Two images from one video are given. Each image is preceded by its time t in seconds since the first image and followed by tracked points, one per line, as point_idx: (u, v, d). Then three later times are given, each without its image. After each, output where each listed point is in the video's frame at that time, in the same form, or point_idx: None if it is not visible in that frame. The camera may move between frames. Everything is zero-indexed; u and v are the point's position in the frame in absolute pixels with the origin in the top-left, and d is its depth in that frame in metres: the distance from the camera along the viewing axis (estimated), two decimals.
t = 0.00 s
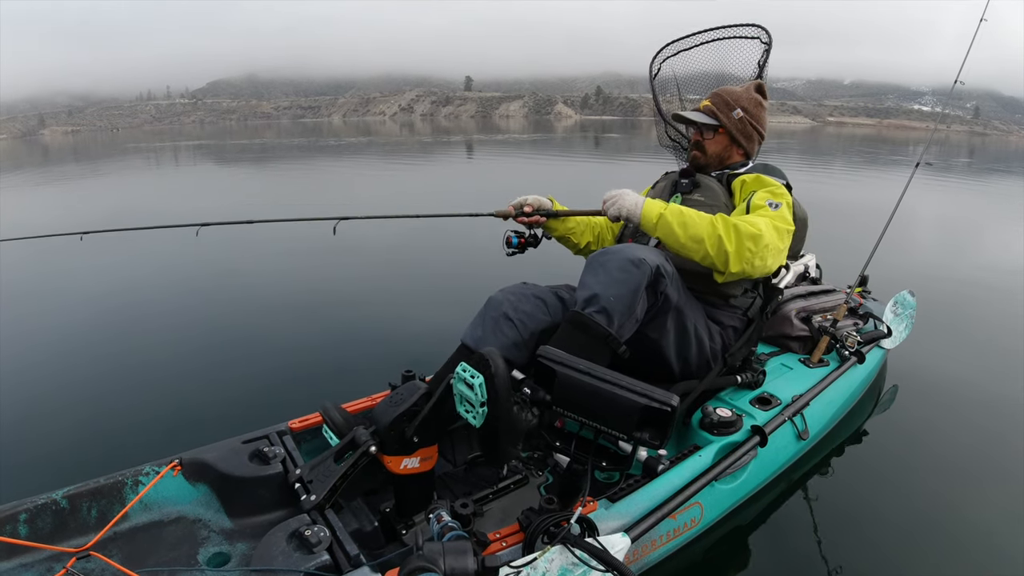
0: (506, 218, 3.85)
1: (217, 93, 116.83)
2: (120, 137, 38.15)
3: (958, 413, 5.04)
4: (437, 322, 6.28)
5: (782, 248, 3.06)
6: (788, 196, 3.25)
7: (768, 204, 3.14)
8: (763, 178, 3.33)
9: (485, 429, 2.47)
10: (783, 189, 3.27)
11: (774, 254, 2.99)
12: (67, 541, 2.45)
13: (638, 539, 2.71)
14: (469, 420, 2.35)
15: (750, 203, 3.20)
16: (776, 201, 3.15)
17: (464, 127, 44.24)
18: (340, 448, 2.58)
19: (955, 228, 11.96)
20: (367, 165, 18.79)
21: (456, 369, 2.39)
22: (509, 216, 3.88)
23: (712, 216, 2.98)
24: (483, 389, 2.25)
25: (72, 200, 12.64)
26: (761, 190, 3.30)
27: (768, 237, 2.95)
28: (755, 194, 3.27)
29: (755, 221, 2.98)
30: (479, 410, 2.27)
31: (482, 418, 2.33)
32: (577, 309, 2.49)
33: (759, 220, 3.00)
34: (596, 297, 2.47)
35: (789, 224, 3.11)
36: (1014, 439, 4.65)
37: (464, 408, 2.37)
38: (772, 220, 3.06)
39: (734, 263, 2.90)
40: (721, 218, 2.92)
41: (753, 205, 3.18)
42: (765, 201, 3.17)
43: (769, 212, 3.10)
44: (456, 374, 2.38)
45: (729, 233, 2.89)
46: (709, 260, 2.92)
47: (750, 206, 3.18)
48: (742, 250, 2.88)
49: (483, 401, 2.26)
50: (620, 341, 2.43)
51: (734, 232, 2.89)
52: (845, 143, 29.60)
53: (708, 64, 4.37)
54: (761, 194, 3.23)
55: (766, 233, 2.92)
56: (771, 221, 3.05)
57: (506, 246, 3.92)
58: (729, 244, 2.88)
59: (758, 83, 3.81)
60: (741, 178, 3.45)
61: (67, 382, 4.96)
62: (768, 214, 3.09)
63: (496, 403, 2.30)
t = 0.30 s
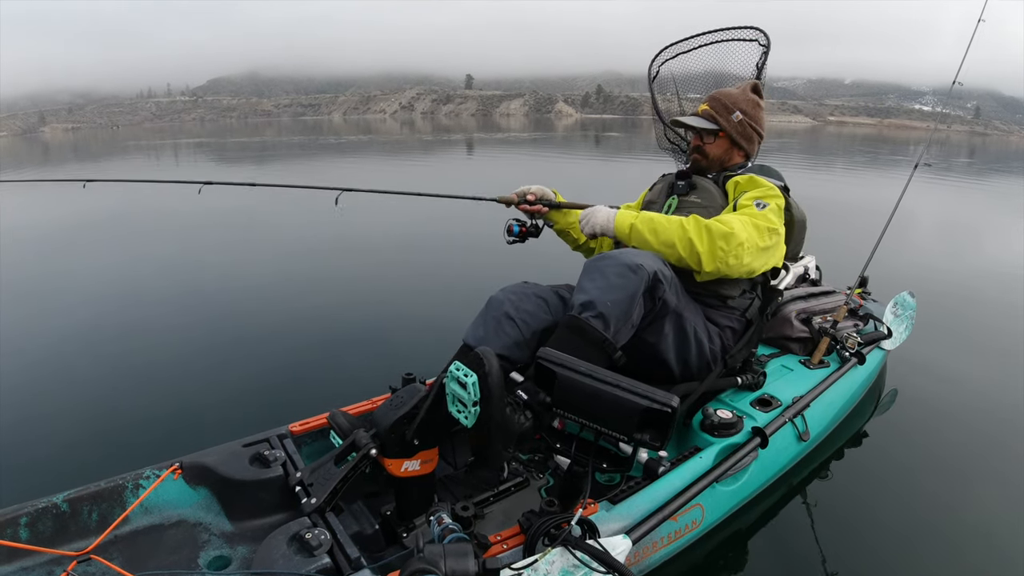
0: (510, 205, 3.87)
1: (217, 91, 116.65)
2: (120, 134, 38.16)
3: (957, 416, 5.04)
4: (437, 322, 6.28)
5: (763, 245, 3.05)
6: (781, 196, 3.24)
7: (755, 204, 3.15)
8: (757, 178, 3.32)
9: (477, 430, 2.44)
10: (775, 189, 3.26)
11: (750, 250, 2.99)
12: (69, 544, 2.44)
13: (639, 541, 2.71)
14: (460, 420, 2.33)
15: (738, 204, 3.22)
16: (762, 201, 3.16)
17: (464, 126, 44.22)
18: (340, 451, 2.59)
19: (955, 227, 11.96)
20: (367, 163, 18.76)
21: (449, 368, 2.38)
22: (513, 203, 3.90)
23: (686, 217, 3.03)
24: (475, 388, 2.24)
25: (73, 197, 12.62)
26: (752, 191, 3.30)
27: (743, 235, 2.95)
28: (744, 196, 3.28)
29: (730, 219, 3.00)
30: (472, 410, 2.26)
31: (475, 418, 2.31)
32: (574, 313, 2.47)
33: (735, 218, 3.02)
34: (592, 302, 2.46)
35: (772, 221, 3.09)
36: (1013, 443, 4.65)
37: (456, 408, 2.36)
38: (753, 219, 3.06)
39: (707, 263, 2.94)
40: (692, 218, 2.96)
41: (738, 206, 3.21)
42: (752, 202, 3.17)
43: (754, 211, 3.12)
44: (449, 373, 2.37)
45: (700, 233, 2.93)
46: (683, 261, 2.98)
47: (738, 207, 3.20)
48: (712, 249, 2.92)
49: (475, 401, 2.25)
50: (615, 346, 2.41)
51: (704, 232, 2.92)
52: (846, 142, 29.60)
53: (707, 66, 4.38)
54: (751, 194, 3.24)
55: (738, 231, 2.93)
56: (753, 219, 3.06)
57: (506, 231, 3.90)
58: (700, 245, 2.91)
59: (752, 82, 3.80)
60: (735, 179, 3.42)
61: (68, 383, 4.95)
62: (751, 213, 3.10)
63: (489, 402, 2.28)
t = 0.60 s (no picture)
0: (510, 211, 3.89)
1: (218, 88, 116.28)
2: (119, 130, 38.07)
3: (957, 418, 5.03)
4: (437, 322, 6.27)
5: (747, 243, 3.03)
6: (776, 196, 3.18)
7: (746, 203, 3.12)
8: (751, 177, 3.26)
9: (473, 432, 2.43)
10: (770, 188, 3.21)
11: (734, 249, 2.97)
12: (68, 545, 2.44)
13: (640, 542, 2.70)
14: (456, 420, 2.31)
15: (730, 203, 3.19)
16: (753, 200, 3.12)
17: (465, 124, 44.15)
18: (340, 452, 2.58)
19: (956, 227, 11.94)
20: (368, 161, 18.74)
21: (444, 368, 2.35)
22: (513, 209, 3.93)
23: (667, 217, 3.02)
24: (471, 389, 2.22)
25: (73, 194, 12.60)
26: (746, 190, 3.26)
27: (724, 233, 2.94)
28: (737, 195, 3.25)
29: (713, 218, 2.99)
30: (467, 410, 2.24)
31: (470, 419, 2.29)
32: (573, 315, 2.46)
33: (718, 217, 3.01)
34: (589, 305, 2.44)
35: (759, 220, 3.06)
36: (1013, 444, 4.64)
37: (451, 409, 2.33)
38: (739, 218, 3.04)
39: (688, 263, 2.94)
40: (671, 218, 2.96)
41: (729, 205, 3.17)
42: (743, 201, 3.14)
43: (743, 210, 3.09)
44: (444, 373, 2.34)
45: (679, 233, 2.93)
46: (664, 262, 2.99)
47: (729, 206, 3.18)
48: (691, 249, 2.92)
49: (471, 402, 2.23)
50: (614, 349, 2.39)
51: (683, 232, 2.92)
52: (847, 142, 29.57)
53: (706, 68, 4.37)
54: (745, 194, 3.19)
55: (719, 230, 2.92)
56: (738, 218, 3.04)
57: (506, 237, 3.86)
58: (680, 245, 2.92)
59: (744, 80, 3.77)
60: (729, 179, 3.37)
61: (68, 382, 4.95)
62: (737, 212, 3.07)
63: (484, 402, 2.26)
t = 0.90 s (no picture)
0: (511, 220, 3.90)
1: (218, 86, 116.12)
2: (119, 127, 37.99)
3: (957, 419, 5.03)
4: (436, 321, 6.27)
5: (739, 244, 3.02)
6: (773, 196, 3.15)
7: (741, 204, 3.11)
8: (748, 177, 3.25)
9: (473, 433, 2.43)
10: (765, 187, 3.18)
11: (725, 250, 2.97)
12: (68, 546, 2.44)
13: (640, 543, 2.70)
14: (455, 421, 2.31)
15: (724, 204, 3.19)
16: (749, 201, 3.11)
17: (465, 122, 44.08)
18: (340, 453, 2.58)
19: (956, 227, 11.93)
20: (368, 159, 18.69)
21: (444, 369, 2.35)
22: (514, 218, 3.95)
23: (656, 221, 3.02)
24: (471, 390, 2.22)
25: (73, 191, 12.58)
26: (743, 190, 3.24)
27: (714, 235, 2.93)
28: (733, 195, 3.23)
29: (704, 219, 2.98)
30: (467, 412, 2.24)
31: (470, 420, 2.29)
32: (573, 317, 2.45)
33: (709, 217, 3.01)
34: (590, 306, 2.44)
35: (751, 221, 3.06)
36: (1012, 445, 4.64)
37: (451, 410, 2.32)
38: (731, 218, 3.03)
39: (679, 266, 2.94)
40: (661, 222, 2.96)
41: (725, 206, 3.16)
42: (739, 202, 3.13)
43: (736, 210, 3.08)
44: (444, 374, 2.34)
45: (669, 235, 2.92)
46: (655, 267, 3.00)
47: (724, 206, 3.17)
48: (681, 252, 2.92)
49: (470, 403, 2.23)
50: (615, 351, 2.39)
51: (672, 234, 2.92)
52: (847, 140, 29.51)
53: (706, 68, 4.35)
54: (741, 194, 3.18)
55: (709, 232, 2.91)
56: (730, 218, 3.03)
57: (510, 246, 3.80)
58: (669, 249, 2.92)
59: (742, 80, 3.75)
60: (726, 179, 3.37)
61: (67, 382, 4.94)
62: (731, 212, 3.06)
63: (484, 403, 2.26)
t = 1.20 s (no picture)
0: (512, 220, 3.90)
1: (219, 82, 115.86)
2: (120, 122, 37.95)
3: (955, 418, 5.03)
4: (436, 319, 6.27)
5: (730, 242, 3.02)
6: (767, 195, 3.15)
7: (734, 203, 3.11)
8: (742, 176, 3.25)
9: (472, 431, 2.43)
10: (760, 186, 3.17)
11: (714, 248, 2.97)
12: (68, 543, 2.45)
13: (639, 541, 2.70)
14: (454, 419, 2.32)
15: (719, 202, 3.20)
16: (742, 200, 3.11)
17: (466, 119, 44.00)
18: (339, 451, 2.59)
19: (957, 227, 11.91)
20: (368, 156, 18.64)
21: (443, 366, 2.35)
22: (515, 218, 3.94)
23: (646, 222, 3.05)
24: (470, 388, 2.23)
25: (74, 188, 12.59)
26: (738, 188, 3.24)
27: (702, 234, 2.94)
28: (727, 194, 3.23)
29: (694, 218, 3.00)
30: (465, 409, 2.24)
31: (469, 417, 2.29)
32: (573, 315, 2.45)
33: (699, 215, 3.02)
34: (590, 305, 2.44)
35: (743, 219, 3.05)
36: (1012, 445, 4.64)
37: (450, 407, 2.33)
38: (721, 216, 3.04)
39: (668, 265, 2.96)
40: (649, 222, 2.99)
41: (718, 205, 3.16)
42: (731, 201, 3.13)
43: (727, 208, 3.09)
44: (443, 372, 2.34)
45: (656, 234, 2.95)
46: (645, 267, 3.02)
47: (717, 205, 3.18)
48: (668, 250, 2.94)
49: (469, 401, 2.23)
50: (615, 349, 2.39)
51: (660, 233, 2.94)
52: (848, 139, 29.45)
53: (706, 67, 4.34)
54: (735, 192, 3.18)
55: (697, 230, 2.93)
56: (721, 216, 3.04)
57: (512, 246, 3.73)
58: (658, 249, 2.94)
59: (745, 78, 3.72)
60: (721, 178, 3.36)
61: (68, 379, 4.95)
62: (722, 210, 3.08)
63: (483, 401, 2.27)
